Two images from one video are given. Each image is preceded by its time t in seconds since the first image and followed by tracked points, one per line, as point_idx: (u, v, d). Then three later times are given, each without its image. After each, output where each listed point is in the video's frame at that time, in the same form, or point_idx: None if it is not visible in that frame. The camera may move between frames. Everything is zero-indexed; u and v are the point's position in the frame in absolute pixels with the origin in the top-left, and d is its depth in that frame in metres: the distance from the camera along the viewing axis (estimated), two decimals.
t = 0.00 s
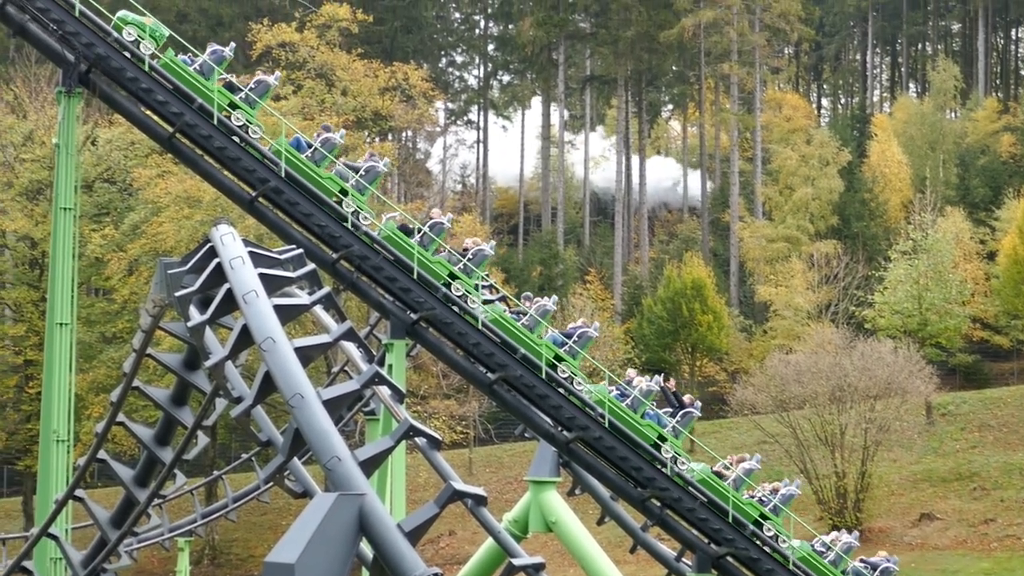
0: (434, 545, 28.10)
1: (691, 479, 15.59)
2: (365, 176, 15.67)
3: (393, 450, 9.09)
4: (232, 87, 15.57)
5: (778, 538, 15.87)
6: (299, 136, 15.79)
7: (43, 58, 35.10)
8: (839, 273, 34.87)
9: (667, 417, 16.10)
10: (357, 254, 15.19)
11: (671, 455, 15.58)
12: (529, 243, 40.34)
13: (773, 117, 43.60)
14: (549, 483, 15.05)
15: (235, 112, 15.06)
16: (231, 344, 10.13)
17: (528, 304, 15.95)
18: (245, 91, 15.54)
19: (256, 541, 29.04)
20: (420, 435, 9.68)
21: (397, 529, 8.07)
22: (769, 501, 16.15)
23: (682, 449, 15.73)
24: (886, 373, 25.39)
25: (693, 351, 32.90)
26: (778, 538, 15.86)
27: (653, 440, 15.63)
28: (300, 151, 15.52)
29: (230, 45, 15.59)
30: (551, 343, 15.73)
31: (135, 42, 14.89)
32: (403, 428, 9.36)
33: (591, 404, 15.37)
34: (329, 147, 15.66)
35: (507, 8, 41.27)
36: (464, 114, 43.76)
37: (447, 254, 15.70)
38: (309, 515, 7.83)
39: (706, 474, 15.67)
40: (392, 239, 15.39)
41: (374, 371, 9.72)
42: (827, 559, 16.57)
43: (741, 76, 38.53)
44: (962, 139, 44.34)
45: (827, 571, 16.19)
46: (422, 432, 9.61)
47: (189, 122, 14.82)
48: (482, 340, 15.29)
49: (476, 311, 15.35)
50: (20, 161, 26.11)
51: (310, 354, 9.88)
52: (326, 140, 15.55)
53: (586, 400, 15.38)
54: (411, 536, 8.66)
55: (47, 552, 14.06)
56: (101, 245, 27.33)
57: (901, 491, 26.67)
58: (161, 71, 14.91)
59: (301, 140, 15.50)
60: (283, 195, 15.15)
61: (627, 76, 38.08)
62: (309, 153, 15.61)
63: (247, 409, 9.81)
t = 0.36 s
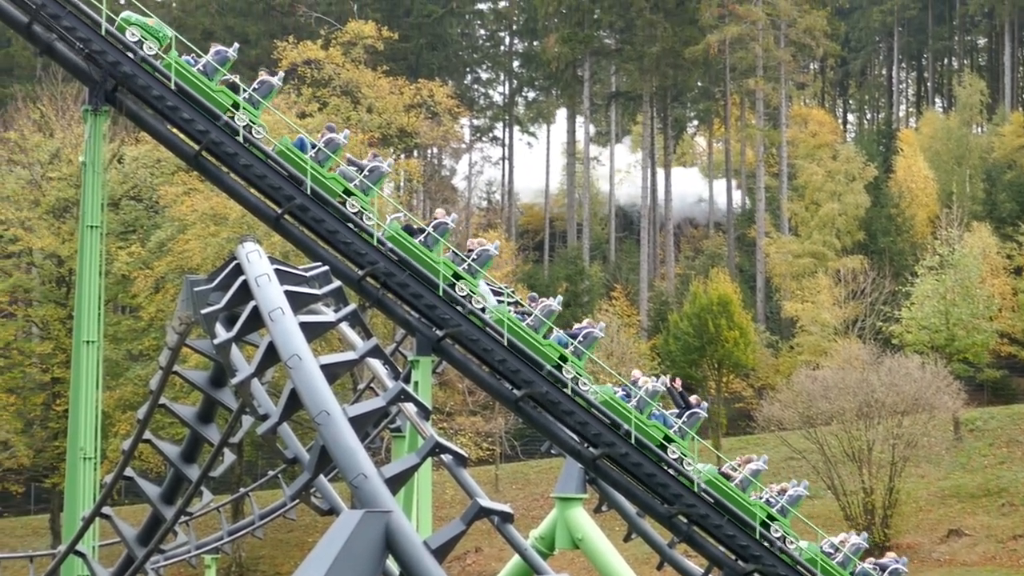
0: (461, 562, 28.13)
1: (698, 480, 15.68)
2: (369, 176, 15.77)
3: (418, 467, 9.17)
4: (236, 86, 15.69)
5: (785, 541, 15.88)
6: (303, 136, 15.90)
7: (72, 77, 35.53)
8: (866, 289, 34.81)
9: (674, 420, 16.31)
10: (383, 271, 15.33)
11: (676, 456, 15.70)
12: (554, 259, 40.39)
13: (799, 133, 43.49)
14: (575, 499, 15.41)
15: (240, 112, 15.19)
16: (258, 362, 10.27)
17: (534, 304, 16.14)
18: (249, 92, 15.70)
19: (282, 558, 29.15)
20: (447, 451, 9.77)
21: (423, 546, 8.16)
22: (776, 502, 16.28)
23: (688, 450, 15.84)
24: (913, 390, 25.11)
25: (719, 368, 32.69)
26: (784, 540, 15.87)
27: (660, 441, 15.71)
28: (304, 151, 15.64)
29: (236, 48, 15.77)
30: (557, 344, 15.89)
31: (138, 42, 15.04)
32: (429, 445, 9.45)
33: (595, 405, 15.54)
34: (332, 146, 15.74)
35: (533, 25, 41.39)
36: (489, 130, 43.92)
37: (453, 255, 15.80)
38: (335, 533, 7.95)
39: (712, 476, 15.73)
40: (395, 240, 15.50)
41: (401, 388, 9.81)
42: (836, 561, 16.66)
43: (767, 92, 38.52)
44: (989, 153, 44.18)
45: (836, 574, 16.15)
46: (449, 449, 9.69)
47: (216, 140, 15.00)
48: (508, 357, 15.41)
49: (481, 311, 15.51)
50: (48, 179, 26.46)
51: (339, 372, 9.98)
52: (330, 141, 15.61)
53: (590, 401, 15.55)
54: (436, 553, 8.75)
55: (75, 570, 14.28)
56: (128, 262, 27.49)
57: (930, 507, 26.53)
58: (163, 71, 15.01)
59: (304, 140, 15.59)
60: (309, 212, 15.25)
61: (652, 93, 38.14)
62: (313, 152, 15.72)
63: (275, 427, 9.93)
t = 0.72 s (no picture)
0: None
1: (706, 480, 15.56)
2: (376, 178, 15.84)
3: (447, 485, 9.13)
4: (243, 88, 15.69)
5: (796, 543, 15.70)
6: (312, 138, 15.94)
7: (102, 97, 35.83)
8: (895, 305, 34.59)
9: (684, 420, 16.08)
10: (412, 289, 15.36)
11: (685, 458, 15.61)
12: (583, 277, 40.32)
13: (828, 149, 43.25)
14: (604, 516, 15.41)
15: (247, 114, 15.30)
16: (286, 380, 10.28)
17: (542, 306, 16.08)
18: (257, 93, 15.71)
19: None
20: (477, 469, 9.71)
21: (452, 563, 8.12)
22: (786, 504, 15.97)
23: (697, 451, 15.76)
24: (944, 407, 24.93)
25: (749, 385, 32.59)
26: (794, 542, 15.68)
27: (668, 442, 15.59)
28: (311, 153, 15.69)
29: (244, 49, 15.70)
30: (564, 345, 15.83)
31: (145, 45, 15.01)
32: (457, 463, 9.40)
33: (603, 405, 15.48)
34: (338, 148, 15.73)
35: (561, 43, 41.50)
36: (517, 148, 43.94)
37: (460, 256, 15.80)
38: (366, 551, 7.97)
39: (721, 477, 15.62)
40: (402, 240, 15.54)
41: (430, 406, 9.77)
42: (847, 563, 16.32)
43: (795, 109, 38.37)
44: (1020, 168, 43.83)
45: None
46: (478, 466, 9.62)
47: (245, 158, 15.05)
48: (537, 375, 15.44)
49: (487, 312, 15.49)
50: (77, 199, 26.69)
51: (367, 391, 9.95)
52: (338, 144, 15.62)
53: (598, 402, 15.49)
54: (466, 571, 8.71)
55: None
56: (158, 281, 27.59)
57: (961, 524, 26.26)
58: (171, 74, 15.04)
59: (310, 141, 15.65)
60: (338, 231, 15.30)
61: (680, 110, 38.08)
62: (319, 155, 15.74)
63: (304, 445, 9.92)
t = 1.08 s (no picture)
0: None
1: (721, 483, 15.68)
2: (387, 180, 15.80)
3: (482, 503, 9.03)
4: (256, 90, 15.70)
5: (811, 544, 15.88)
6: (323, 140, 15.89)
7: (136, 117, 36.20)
8: (931, 321, 34.30)
9: (697, 422, 16.19)
10: (446, 307, 15.31)
11: (700, 460, 15.70)
12: (617, 294, 40.21)
13: (862, 166, 42.92)
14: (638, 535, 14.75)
15: (258, 116, 15.28)
16: (321, 400, 10.25)
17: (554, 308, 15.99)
18: (268, 96, 15.70)
19: None
20: (512, 487, 9.60)
21: None
22: (802, 506, 16.10)
23: (710, 452, 15.83)
24: (980, 423, 24.34)
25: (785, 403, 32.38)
26: (810, 544, 15.87)
27: (684, 445, 15.70)
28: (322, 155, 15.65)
29: (256, 51, 15.74)
30: (577, 346, 15.81)
31: (157, 47, 15.01)
32: (492, 480, 9.30)
33: (618, 408, 15.56)
34: (349, 151, 15.69)
35: (594, 61, 41.58)
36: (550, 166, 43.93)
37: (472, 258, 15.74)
38: (400, 569, 7.87)
39: (736, 479, 15.76)
40: (414, 243, 15.53)
41: (464, 425, 9.69)
42: (864, 566, 16.32)
43: (829, 125, 38.11)
44: None
45: None
46: (513, 484, 9.52)
47: (279, 178, 15.10)
48: (571, 393, 15.47)
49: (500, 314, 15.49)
50: (113, 219, 26.91)
51: (401, 409, 9.88)
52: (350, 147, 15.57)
53: (612, 404, 15.56)
54: None
55: None
56: (193, 300, 27.70)
57: (999, 543, 25.96)
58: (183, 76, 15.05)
59: (322, 144, 15.60)
60: (372, 250, 15.29)
61: (714, 128, 37.94)
62: (332, 157, 15.69)
63: (338, 464, 9.86)
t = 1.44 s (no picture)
0: None
1: (739, 485, 15.48)
2: (403, 182, 15.76)
3: (522, 520, 8.94)
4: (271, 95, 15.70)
5: (831, 546, 15.70)
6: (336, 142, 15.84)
7: (173, 137, 36.49)
8: (970, 338, 33.84)
9: (715, 423, 16.04)
10: (483, 324, 15.27)
11: (718, 461, 15.56)
12: (653, 311, 39.99)
13: (899, 181, 42.51)
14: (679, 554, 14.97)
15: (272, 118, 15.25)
16: (359, 417, 10.19)
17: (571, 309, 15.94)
18: (282, 97, 15.66)
19: None
20: (551, 505, 9.46)
21: None
22: (820, 508, 15.94)
23: (728, 454, 15.67)
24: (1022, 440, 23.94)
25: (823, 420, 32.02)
26: (830, 546, 15.69)
27: (701, 446, 15.59)
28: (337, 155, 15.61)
29: (269, 54, 15.76)
30: (593, 348, 15.74)
31: (171, 50, 15.02)
32: (532, 499, 9.19)
33: (635, 410, 15.44)
34: (363, 152, 15.63)
35: (630, 78, 41.52)
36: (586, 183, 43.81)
37: (487, 260, 15.67)
38: None
39: (754, 478, 15.55)
40: (430, 247, 15.48)
41: (502, 442, 9.59)
42: (883, 568, 16.22)
43: (867, 140, 37.78)
44: None
45: None
46: (553, 503, 9.39)
47: (316, 197, 15.09)
48: (609, 410, 15.40)
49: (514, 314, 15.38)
50: (150, 238, 27.11)
51: (438, 426, 9.82)
52: (365, 149, 15.54)
53: (629, 406, 15.45)
54: None
55: None
56: (231, 318, 27.86)
57: None
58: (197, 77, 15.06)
59: (336, 145, 15.55)
60: (408, 267, 15.24)
61: (750, 144, 37.72)
62: (347, 159, 15.62)
63: (376, 481, 9.79)
